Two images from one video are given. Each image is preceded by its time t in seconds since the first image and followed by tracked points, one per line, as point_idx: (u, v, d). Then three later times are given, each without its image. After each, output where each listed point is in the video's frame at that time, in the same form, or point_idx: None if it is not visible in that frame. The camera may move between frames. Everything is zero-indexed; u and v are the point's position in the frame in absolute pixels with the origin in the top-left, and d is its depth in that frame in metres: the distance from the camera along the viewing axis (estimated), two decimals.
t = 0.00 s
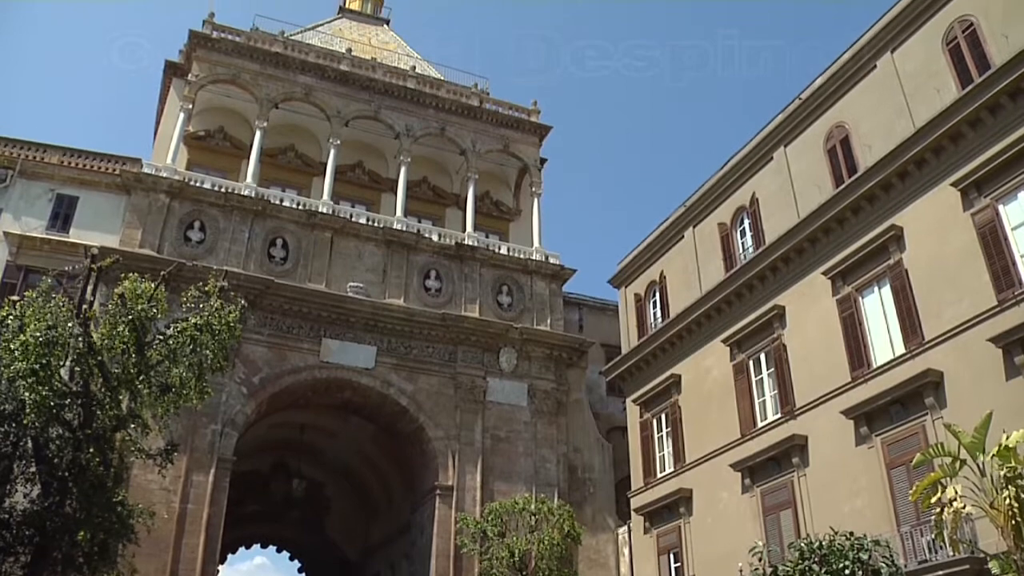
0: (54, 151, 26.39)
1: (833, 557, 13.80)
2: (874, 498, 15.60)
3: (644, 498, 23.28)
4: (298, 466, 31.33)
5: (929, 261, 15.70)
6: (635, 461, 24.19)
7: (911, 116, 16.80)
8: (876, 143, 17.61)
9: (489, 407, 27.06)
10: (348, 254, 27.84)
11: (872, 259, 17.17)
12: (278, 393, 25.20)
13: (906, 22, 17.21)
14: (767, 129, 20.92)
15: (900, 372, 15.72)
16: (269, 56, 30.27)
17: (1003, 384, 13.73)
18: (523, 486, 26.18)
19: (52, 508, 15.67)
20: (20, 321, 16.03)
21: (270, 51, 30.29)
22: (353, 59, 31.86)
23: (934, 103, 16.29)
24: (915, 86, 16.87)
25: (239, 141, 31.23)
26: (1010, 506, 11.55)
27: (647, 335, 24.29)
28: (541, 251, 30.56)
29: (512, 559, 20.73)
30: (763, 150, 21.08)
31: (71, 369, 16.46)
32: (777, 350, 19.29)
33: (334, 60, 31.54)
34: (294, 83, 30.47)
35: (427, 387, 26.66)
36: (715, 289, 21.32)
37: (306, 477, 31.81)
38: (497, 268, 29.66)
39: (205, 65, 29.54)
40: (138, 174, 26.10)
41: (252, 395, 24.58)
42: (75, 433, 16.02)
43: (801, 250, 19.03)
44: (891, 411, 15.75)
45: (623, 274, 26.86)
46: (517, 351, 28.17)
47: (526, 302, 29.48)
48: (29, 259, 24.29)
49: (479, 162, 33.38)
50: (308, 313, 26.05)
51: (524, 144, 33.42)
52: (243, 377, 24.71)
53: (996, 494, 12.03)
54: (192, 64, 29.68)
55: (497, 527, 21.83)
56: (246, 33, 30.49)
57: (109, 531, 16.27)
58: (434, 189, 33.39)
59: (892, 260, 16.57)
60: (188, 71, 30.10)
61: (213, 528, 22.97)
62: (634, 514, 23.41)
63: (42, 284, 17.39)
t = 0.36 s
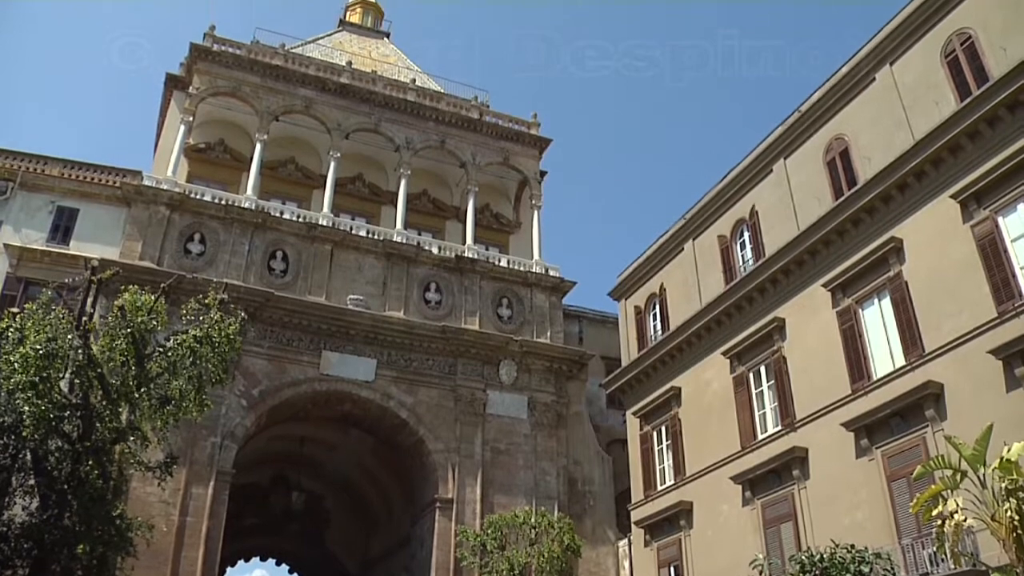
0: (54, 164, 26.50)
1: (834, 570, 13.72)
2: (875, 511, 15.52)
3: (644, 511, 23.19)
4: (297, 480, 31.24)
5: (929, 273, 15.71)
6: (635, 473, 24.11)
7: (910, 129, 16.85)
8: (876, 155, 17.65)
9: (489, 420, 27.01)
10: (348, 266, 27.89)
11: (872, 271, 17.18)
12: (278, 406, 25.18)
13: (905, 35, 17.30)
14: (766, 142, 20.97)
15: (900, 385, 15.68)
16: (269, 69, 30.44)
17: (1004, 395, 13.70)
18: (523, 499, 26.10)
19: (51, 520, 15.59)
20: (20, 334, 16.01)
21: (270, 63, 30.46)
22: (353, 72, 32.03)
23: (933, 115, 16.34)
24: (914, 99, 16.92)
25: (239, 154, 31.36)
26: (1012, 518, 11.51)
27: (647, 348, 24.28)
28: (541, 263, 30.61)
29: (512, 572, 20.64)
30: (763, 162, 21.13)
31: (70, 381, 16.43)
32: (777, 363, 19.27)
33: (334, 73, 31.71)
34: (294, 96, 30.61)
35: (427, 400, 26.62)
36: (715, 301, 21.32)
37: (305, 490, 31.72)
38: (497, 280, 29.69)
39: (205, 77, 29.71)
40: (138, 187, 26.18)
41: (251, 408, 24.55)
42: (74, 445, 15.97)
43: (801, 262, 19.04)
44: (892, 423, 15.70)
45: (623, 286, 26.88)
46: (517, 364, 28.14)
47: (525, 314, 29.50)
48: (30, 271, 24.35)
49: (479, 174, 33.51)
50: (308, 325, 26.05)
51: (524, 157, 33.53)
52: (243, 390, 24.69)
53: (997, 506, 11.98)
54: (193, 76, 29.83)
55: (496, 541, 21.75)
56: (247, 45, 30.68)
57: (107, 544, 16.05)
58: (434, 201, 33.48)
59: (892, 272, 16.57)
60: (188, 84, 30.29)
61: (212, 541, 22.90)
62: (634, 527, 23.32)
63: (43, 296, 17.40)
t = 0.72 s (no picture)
0: (55, 176, 26.60)
1: None
2: (876, 523, 15.46)
3: (644, 523, 23.10)
4: (297, 493, 31.14)
5: (929, 285, 15.72)
6: (636, 486, 24.02)
7: (909, 141, 16.91)
8: (875, 167, 17.70)
9: (489, 432, 26.96)
10: (348, 278, 27.92)
11: (872, 283, 17.19)
12: (278, 418, 25.14)
13: (903, 47, 17.39)
14: (766, 154, 21.03)
15: (901, 396, 15.65)
16: (269, 82, 30.60)
17: (1004, 407, 13.66)
18: (523, 512, 26.00)
19: (49, 532, 15.58)
20: (20, 345, 15.94)
21: (271, 76, 30.62)
22: (353, 85, 32.19)
23: (932, 127, 16.40)
24: (913, 111, 16.98)
25: (240, 166, 31.48)
26: (1013, 531, 11.44)
27: (647, 361, 24.26)
28: (540, 276, 30.64)
29: None
30: (763, 174, 21.18)
31: (70, 393, 16.39)
32: (777, 375, 19.25)
33: (334, 85, 31.87)
34: (294, 108, 30.75)
35: (427, 412, 26.58)
36: (715, 313, 21.31)
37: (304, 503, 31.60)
38: (497, 292, 29.72)
39: (206, 90, 29.85)
40: (139, 198, 26.26)
41: (251, 420, 24.50)
42: (73, 457, 15.92)
43: (801, 273, 19.04)
44: (892, 435, 15.67)
45: (622, 298, 26.90)
46: (517, 376, 28.12)
47: (525, 327, 29.51)
48: (30, 283, 24.38)
49: (479, 186, 33.61)
50: (308, 338, 26.05)
51: (524, 169, 33.64)
52: (243, 402, 24.66)
53: (998, 518, 11.91)
54: (194, 88, 29.99)
55: (496, 553, 21.62)
56: (247, 58, 30.85)
57: (107, 557, 16.38)
58: (434, 214, 33.57)
59: (891, 284, 16.59)
60: (189, 96, 30.44)
61: (210, 553, 22.80)
62: (635, 540, 23.21)
63: (42, 307, 17.38)
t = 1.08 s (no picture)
0: (55, 188, 26.68)
1: None
2: (877, 535, 15.39)
3: (644, 536, 23.00)
4: (296, 505, 31.00)
5: (929, 296, 15.71)
6: (636, 499, 23.94)
7: (908, 153, 16.96)
8: (874, 179, 17.74)
9: (489, 445, 26.90)
10: (348, 290, 27.95)
11: (872, 295, 17.19)
12: (278, 430, 25.10)
13: (902, 60, 17.47)
14: (766, 166, 21.08)
15: (901, 408, 15.61)
16: (269, 94, 30.77)
17: (1005, 418, 13.62)
18: (523, 524, 25.90)
19: (47, 545, 15.54)
20: (20, 357, 15.91)
21: (271, 89, 30.78)
22: (353, 97, 32.34)
23: (931, 139, 16.44)
24: (912, 123, 17.04)
25: (240, 178, 31.59)
26: (1015, 543, 11.38)
27: (647, 373, 24.24)
28: (540, 288, 30.67)
29: None
30: (762, 186, 21.22)
31: (69, 405, 16.37)
32: (777, 387, 19.21)
33: (334, 98, 32.02)
34: (294, 120, 30.89)
35: (427, 425, 26.53)
36: (716, 325, 21.29)
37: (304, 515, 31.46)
38: (497, 305, 29.73)
39: (207, 102, 29.99)
40: (139, 210, 26.34)
41: (250, 432, 24.46)
42: (72, 470, 15.87)
43: (801, 285, 19.05)
44: (892, 447, 15.62)
45: (622, 310, 26.89)
46: (516, 388, 28.08)
47: (526, 339, 29.51)
48: (30, 294, 24.42)
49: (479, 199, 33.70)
50: (308, 350, 26.04)
51: (524, 182, 33.74)
52: (242, 414, 24.62)
53: (1000, 530, 11.86)
54: (194, 101, 30.13)
55: (496, 564, 21.39)
56: (248, 70, 31.02)
57: (107, 569, 16.35)
58: (434, 226, 33.64)
59: (891, 296, 16.58)
60: (189, 108, 30.59)
61: (209, 566, 22.71)
62: (635, 553, 23.11)
63: (43, 319, 17.39)
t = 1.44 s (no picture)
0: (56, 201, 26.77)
1: None
2: (878, 548, 15.32)
3: (645, 549, 22.90)
4: (296, 517, 30.87)
5: (928, 309, 15.71)
6: (636, 512, 23.85)
7: (907, 165, 17.01)
8: (873, 192, 17.78)
9: (489, 458, 26.83)
10: (348, 303, 27.97)
11: (871, 307, 17.19)
12: (277, 443, 25.06)
13: (900, 72, 17.56)
14: (766, 178, 21.12)
15: (901, 421, 15.58)
16: (270, 107, 30.93)
17: (1005, 431, 13.59)
18: (523, 538, 25.80)
19: (46, 558, 15.52)
20: (19, 369, 15.88)
21: (271, 102, 30.94)
22: (353, 110, 32.49)
23: (930, 151, 16.50)
24: (911, 135, 17.10)
25: (240, 191, 31.71)
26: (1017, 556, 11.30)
27: (647, 386, 24.21)
28: (540, 301, 30.71)
29: None
30: (762, 199, 21.27)
31: (69, 417, 16.35)
32: (777, 399, 19.18)
33: (334, 111, 32.17)
34: (294, 133, 31.03)
35: (426, 438, 26.49)
36: (716, 337, 21.27)
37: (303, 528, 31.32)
38: (496, 317, 29.75)
39: (207, 114, 30.13)
40: (139, 223, 26.42)
41: (250, 444, 24.42)
42: (71, 482, 15.84)
43: (801, 298, 19.05)
44: (893, 460, 15.57)
45: (622, 323, 26.89)
46: (516, 401, 28.04)
47: (526, 351, 29.51)
48: (29, 306, 24.45)
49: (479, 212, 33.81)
50: (308, 363, 26.03)
51: (524, 195, 33.84)
52: (242, 427, 24.59)
53: (1002, 543, 11.78)
54: (195, 113, 30.28)
55: None
56: (248, 84, 31.19)
57: None
58: (434, 238, 33.72)
59: (891, 308, 16.58)
60: (190, 121, 30.73)
61: None
62: (636, 566, 23.00)
63: (43, 330, 17.39)
